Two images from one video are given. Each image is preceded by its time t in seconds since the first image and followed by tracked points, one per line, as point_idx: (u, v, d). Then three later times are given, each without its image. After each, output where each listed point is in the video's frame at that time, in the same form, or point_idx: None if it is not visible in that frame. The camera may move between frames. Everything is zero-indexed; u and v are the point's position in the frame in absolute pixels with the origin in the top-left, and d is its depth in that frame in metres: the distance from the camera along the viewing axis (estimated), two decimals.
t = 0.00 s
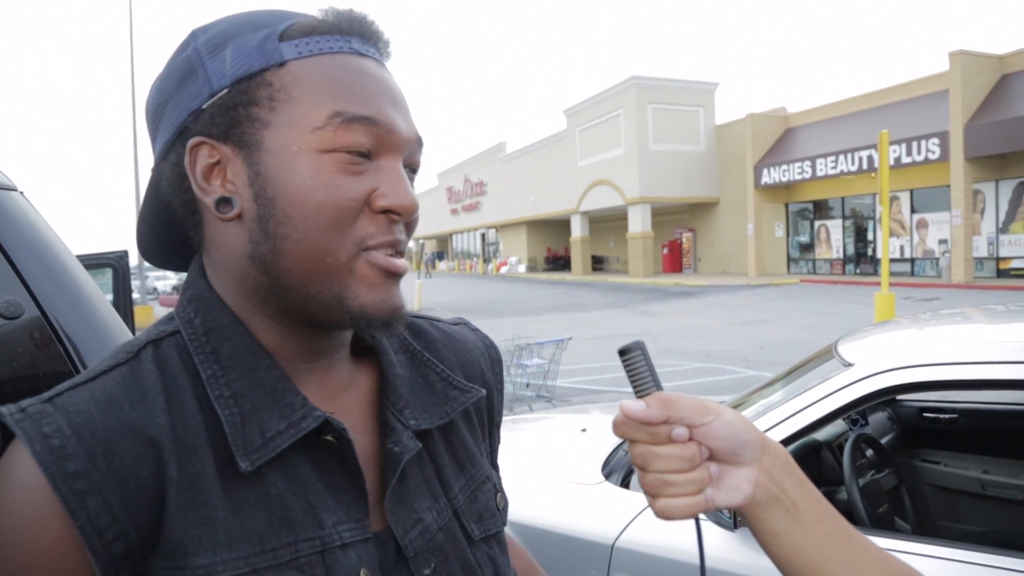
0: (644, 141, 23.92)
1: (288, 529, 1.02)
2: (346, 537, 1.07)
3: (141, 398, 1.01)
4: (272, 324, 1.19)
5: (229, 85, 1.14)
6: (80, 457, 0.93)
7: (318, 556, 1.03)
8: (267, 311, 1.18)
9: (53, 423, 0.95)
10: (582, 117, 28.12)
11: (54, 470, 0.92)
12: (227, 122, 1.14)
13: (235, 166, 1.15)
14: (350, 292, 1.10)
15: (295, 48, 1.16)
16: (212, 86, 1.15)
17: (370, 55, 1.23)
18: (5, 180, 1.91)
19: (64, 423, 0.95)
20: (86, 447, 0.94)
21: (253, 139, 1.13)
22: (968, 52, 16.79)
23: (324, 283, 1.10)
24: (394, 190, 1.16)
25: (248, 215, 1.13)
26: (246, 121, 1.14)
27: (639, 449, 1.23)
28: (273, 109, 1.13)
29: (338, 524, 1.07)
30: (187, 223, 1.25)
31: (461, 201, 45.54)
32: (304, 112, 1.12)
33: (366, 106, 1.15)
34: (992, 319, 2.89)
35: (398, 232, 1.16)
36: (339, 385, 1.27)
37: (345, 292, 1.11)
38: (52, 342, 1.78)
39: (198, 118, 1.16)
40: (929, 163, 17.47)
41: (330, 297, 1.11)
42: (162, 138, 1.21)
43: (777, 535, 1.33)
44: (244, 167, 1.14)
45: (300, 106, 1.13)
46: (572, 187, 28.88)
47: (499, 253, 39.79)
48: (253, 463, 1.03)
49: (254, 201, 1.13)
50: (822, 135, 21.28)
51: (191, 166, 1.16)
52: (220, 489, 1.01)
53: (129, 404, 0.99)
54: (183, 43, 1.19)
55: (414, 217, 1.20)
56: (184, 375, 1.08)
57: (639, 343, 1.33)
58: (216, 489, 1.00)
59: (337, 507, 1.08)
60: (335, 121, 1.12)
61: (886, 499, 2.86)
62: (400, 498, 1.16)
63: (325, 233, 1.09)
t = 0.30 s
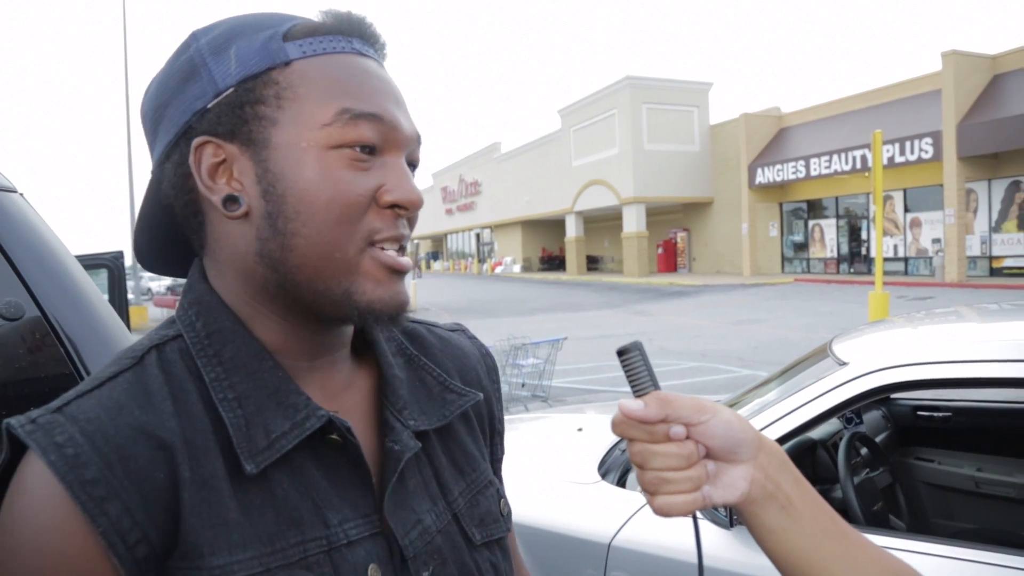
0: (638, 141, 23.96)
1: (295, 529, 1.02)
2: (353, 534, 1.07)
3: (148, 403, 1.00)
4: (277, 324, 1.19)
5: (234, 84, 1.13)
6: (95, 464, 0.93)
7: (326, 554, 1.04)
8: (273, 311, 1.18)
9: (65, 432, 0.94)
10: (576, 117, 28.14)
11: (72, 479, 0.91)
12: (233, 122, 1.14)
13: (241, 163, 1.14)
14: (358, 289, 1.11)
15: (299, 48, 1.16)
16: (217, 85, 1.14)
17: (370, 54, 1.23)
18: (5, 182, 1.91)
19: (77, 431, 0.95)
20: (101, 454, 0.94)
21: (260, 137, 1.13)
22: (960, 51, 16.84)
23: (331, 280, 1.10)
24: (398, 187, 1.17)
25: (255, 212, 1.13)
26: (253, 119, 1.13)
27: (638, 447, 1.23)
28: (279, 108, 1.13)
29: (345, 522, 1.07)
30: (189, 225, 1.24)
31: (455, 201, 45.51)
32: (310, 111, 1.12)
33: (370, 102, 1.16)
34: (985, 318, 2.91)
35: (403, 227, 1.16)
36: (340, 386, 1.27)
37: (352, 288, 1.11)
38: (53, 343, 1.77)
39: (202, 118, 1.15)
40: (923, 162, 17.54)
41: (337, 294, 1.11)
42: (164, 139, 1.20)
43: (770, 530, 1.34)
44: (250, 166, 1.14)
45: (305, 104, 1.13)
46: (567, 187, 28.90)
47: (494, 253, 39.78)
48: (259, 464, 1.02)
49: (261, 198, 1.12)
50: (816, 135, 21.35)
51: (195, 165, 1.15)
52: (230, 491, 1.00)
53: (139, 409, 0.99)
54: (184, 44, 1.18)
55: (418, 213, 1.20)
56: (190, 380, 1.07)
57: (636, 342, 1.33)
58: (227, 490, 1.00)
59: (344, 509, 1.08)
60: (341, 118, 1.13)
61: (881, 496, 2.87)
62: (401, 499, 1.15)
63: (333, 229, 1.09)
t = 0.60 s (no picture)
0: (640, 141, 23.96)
1: (302, 532, 1.02)
2: (360, 537, 1.07)
3: (155, 406, 0.99)
4: (284, 320, 1.18)
5: (240, 76, 1.13)
6: (102, 472, 0.92)
7: (333, 557, 1.04)
8: (280, 309, 1.17)
9: (72, 438, 0.93)
10: (578, 117, 28.12)
11: (79, 487, 0.90)
12: (239, 114, 1.13)
13: (247, 157, 1.13)
14: (366, 282, 1.10)
15: (305, 39, 1.15)
16: (223, 78, 1.14)
17: (378, 46, 1.23)
18: (9, 179, 1.91)
19: (82, 436, 0.94)
20: (108, 461, 0.93)
21: (265, 129, 1.12)
22: (963, 53, 16.83)
23: (338, 274, 1.09)
24: (406, 179, 1.16)
25: (260, 205, 1.12)
26: (258, 112, 1.13)
27: (642, 444, 1.23)
28: (284, 99, 1.12)
29: (352, 524, 1.07)
30: (195, 220, 1.23)
31: (456, 201, 45.52)
32: (316, 102, 1.12)
33: (378, 93, 1.15)
34: (986, 319, 2.90)
35: (411, 221, 1.15)
36: (348, 386, 1.26)
37: (360, 282, 1.10)
38: (57, 340, 1.77)
39: (208, 111, 1.15)
40: (924, 164, 17.54)
41: (345, 288, 1.10)
42: (170, 134, 1.19)
43: (773, 527, 1.33)
44: (255, 158, 1.13)
45: (310, 95, 1.12)
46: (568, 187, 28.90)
47: (494, 253, 39.79)
48: (266, 468, 1.02)
49: (266, 191, 1.12)
50: (817, 136, 21.35)
51: (201, 159, 1.14)
52: (236, 495, 1.00)
53: (146, 413, 0.97)
54: (190, 39, 1.18)
55: (426, 206, 1.20)
56: (196, 380, 1.06)
57: (640, 339, 1.32)
58: (233, 495, 0.99)
59: (350, 513, 1.08)
60: (347, 109, 1.12)
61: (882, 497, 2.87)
62: (404, 502, 1.14)
63: (341, 222, 1.08)
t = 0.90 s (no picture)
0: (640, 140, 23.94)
1: (305, 553, 1.02)
2: (363, 556, 1.07)
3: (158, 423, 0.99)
4: (294, 332, 1.18)
5: (243, 75, 1.14)
6: (101, 496, 0.92)
7: None
8: (290, 321, 1.17)
9: (70, 459, 0.93)
10: (578, 116, 28.10)
11: (76, 510, 0.90)
12: (242, 116, 1.14)
13: (252, 162, 1.14)
14: (382, 293, 1.10)
15: (312, 34, 1.15)
16: (225, 77, 1.14)
17: (388, 39, 1.22)
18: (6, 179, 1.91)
19: (82, 457, 0.93)
20: (107, 483, 0.93)
21: (271, 132, 1.12)
22: (962, 51, 16.81)
23: (353, 285, 1.09)
24: (423, 182, 1.16)
25: (268, 214, 1.12)
26: (263, 113, 1.13)
27: (638, 447, 1.23)
28: (291, 100, 1.12)
29: (355, 544, 1.07)
30: (198, 227, 1.24)
31: (456, 200, 45.52)
32: (325, 104, 1.11)
33: (390, 90, 1.15)
34: (986, 318, 2.90)
35: (427, 225, 1.15)
36: (359, 399, 1.27)
37: (377, 293, 1.10)
38: (56, 343, 1.78)
39: (210, 112, 1.15)
40: (924, 162, 17.52)
41: (359, 298, 1.10)
42: (170, 136, 1.20)
43: (770, 529, 1.33)
44: (261, 164, 1.13)
45: (319, 95, 1.12)
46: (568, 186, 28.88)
47: (494, 252, 39.78)
48: (272, 488, 1.02)
49: (274, 200, 1.12)
50: (817, 135, 21.33)
51: (204, 164, 1.15)
52: (239, 516, 1.00)
53: (147, 432, 0.97)
54: (189, 35, 1.18)
55: (443, 209, 1.19)
56: (200, 392, 1.06)
57: (636, 342, 1.33)
58: (237, 517, 1.00)
59: (357, 533, 1.08)
60: (359, 110, 1.12)
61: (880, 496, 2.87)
62: (412, 520, 1.14)
63: (355, 231, 1.08)
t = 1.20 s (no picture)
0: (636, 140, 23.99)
1: None
2: None
3: (136, 465, 0.95)
4: (285, 359, 1.16)
5: (207, 74, 1.10)
6: (73, 553, 0.88)
7: None
8: (278, 346, 1.15)
9: (35, 513, 0.88)
10: (574, 116, 28.09)
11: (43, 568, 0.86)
12: (211, 123, 1.11)
13: (224, 175, 1.12)
14: (384, 323, 1.09)
15: (290, 19, 1.11)
16: (187, 75, 1.10)
17: (379, 17, 1.17)
18: None
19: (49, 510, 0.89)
20: (77, 540, 0.89)
21: (246, 143, 1.10)
22: (957, 49, 16.84)
23: (351, 310, 1.08)
24: (426, 191, 1.13)
25: (249, 236, 1.11)
26: (237, 121, 1.10)
27: (628, 452, 1.20)
28: (268, 106, 1.09)
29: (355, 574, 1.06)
30: (170, 240, 1.23)
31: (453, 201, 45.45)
32: (309, 108, 1.08)
33: (380, 82, 1.11)
34: (982, 315, 2.89)
35: (430, 239, 1.13)
36: (361, 416, 1.25)
37: (378, 324, 1.09)
38: (44, 348, 1.77)
39: (171, 117, 1.12)
40: (920, 160, 17.55)
41: (357, 326, 1.09)
42: (126, 141, 1.17)
43: (762, 533, 1.32)
44: (236, 178, 1.11)
45: (302, 98, 1.09)
46: (565, 186, 28.89)
47: (492, 253, 39.77)
48: (266, 529, 1.00)
49: (255, 221, 1.10)
50: (814, 133, 21.36)
51: (170, 177, 1.12)
52: (229, 558, 0.98)
53: (124, 475, 0.94)
54: (141, 13, 1.13)
55: (448, 218, 1.17)
56: (180, 417, 1.03)
57: (625, 342, 1.23)
58: (225, 559, 0.98)
59: (359, 564, 1.07)
60: (351, 113, 1.08)
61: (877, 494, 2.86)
62: (423, 540, 1.15)
63: (349, 257, 1.06)
